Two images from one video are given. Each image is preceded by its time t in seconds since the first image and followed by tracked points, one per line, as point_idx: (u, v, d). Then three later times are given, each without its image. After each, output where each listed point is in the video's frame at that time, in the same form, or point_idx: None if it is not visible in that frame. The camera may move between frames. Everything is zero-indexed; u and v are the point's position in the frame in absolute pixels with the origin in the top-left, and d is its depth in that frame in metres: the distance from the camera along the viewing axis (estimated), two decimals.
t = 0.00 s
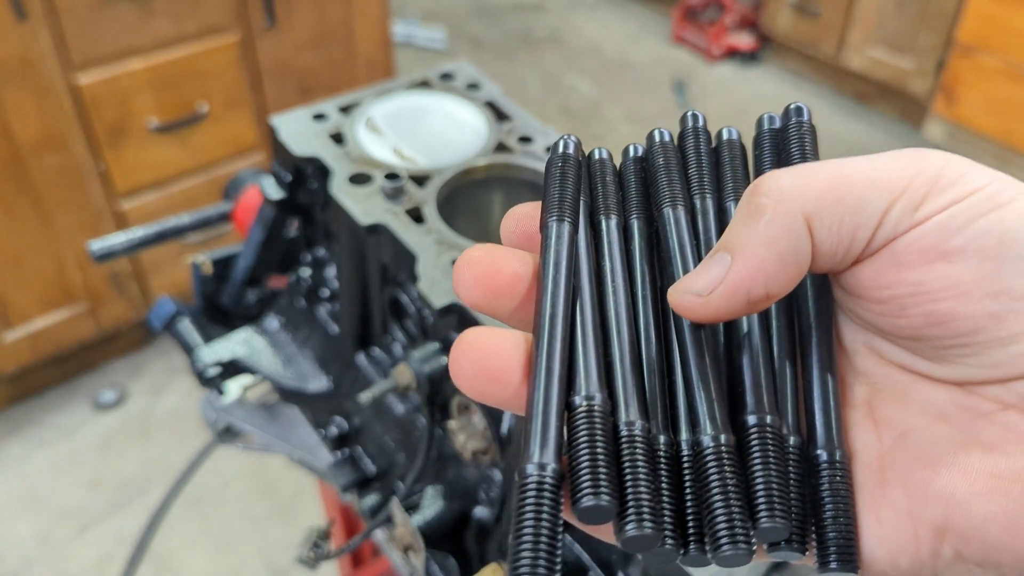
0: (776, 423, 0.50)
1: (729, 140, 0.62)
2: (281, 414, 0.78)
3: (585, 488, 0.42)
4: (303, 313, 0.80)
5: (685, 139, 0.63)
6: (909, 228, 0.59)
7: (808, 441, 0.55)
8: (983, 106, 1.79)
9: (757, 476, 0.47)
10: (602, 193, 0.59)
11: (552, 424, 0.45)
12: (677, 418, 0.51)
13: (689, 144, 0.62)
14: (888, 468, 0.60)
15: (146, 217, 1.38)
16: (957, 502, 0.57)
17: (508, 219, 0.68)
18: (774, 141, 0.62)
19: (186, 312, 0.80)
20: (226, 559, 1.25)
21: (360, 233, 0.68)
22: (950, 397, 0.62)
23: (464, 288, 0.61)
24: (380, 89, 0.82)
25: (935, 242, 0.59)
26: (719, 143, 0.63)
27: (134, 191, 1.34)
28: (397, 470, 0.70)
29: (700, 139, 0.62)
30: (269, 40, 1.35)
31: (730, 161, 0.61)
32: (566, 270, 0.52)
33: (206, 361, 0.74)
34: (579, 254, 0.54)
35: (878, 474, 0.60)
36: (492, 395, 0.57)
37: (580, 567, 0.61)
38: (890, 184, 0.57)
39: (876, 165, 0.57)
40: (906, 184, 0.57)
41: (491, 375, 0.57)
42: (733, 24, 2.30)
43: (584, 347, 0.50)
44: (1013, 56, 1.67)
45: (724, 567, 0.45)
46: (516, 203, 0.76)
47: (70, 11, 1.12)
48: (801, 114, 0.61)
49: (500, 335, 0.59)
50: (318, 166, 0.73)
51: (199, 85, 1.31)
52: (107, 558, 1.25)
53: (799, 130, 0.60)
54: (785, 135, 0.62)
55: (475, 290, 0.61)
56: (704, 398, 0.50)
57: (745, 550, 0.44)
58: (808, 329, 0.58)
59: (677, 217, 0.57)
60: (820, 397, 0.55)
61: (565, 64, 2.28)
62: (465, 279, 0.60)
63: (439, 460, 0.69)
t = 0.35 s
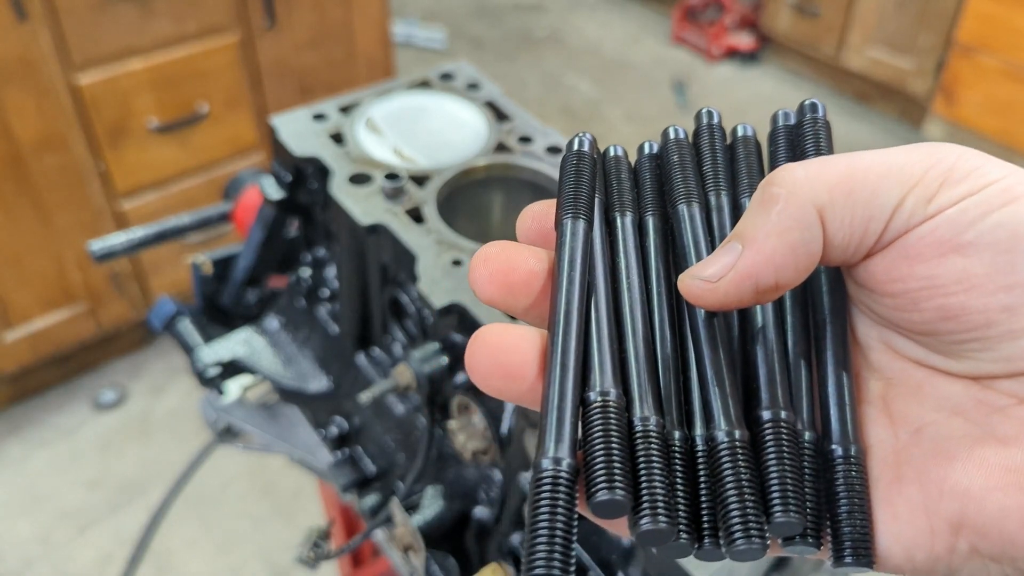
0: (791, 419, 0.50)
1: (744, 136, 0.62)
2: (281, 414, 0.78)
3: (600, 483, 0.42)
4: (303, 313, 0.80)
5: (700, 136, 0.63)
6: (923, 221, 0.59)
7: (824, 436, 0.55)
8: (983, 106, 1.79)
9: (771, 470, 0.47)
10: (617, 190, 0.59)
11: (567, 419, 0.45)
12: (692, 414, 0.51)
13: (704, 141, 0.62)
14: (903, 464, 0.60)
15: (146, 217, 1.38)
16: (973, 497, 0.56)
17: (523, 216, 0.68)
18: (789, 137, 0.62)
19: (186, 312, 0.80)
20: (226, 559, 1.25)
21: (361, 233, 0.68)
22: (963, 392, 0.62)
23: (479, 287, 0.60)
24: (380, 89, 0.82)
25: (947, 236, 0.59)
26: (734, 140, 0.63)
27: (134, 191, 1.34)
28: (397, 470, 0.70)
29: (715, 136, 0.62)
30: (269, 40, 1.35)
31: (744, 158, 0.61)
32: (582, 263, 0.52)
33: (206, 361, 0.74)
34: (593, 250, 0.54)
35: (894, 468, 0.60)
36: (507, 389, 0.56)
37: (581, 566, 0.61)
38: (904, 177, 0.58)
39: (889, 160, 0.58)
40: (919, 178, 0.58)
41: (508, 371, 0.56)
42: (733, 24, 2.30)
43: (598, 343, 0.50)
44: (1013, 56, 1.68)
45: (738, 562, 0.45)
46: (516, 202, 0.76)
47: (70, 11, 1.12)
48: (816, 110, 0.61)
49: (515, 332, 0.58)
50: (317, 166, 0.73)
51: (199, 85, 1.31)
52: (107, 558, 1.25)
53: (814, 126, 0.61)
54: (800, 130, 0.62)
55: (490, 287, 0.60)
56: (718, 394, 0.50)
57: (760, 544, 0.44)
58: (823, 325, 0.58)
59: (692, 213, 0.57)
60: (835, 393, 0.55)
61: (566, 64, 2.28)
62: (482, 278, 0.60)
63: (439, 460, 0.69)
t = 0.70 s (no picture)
0: (805, 424, 0.50)
1: (755, 135, 0.62)
2: (281, 414, 0.79)
3: (613, 489, 0.42)
4: (303, 313, 0.80)
5: (711, 134, 0.63)
6: (943, 220, 0.59)
7: (839, 441, 0.55)
8: (983, 107, 1.79)
9: (786, 476, 0.47)
10: (627, 189, 0.59)
11: (580, 425, 0.45)
12: (705, 417, 0.51)
13: (716, 139, 0.62)
14: (919, 469, 0.60)
15: (146, 217, 1.38)
16: (994, 504, 0.56)
17: (531, 215, 0.68)
18: (802, 136, 0.62)
19: (186, 312, 0.80)
20: (226, 559, 1.25)
21: (360, 233, 0.68)
22: (982, 397, 0.62)
23: (488, 287, 0.61)
24: (380, 89, 0.82)
25: (970, 236, 0.58)
26: (745, 138, 0.63)
27: (134, 191, 1.34)
28: (397, 470, 0.70)
29: (727, 135, 0.62)
30: (269, 40, 1.35)
31: (756, 157, 0.61)
32: (592, 265, 0.51)
33: (206, 361, 0.74)
34: (605, 249, 0.54)
35: (911, 474, 0.60)
36: (517, 392, 0.56)
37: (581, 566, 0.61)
38: (923, 174, 0.57)
39: (908, 157, 0.57)
40: (938, 175, 0.57)
41: (517, 373, 0.55)
42: (733, 24, 2.29)
43: (610, 344, 0.49)
44: (1013, 56, 1.67)
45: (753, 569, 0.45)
46: (516, 203, 0.76)
47: (70, 11, 1.12)
48: (830, 109, 0.61)
49: (523, 333, 0.58)
50: (317, 165, 0.73)
51: (198, 84, 1.31)
52: (107, 558, 1.25)
53: (827, 125, 0.60)
54: (813, 129, 0.62)
55: (499, 288, 0.61)
56: (732, 398, 0.50)
57: (775, 552, 0.43)
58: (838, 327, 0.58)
59: (703, 213, 0.57)
60: (850, 397, 0.55)
61: (565, 64, 2.28)
62: (490, 277, 0.61)
63: (439, 460, 0.69)
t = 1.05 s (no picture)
0: (811, 429, 0.50)
1: (759, 137, 0.62)
2: (281, 414, 0.79)
3: (618, 497, 0.42)
4: (303, 313, 0.80)
5: (714, 135, 0.63)
6: (950, 222, 0.59)
7: (845, 446, 0.55)
8: (983, 106, 1.79)
9: (792, 482, 0.47)
10: (630, 192, 0.59)
11: (584, 432, 0.45)
12: (710, 423, 0.51)
13: (719, 140, 0.62)
14: (927, 474, 0.60)
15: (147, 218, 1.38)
16: (1002, 510, 0.56)
17: (534, 218, 0.68)
18: (806, 138, 0.62)
19: (186, 312, 0.79)
20: (226, 558, 1.25)
21: (360, 233, 0.68)
22: (990, 400, 0.62)
23: (491, 292, 0.61)
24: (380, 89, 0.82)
25: (977, 238, 0.58)
26: (749, 139, 0.62)
27: (134, 191, 1.34)
28: (397, 470, 0.70)
29: (730, 136, 0.62)
30: (269, 40, 1.35)
31: (760, 159, 0.61)
32: (595, 271, 0.51)
33: (206, 361, 0.74)
34: (608, 253, 0.54)
35: (918, 479, 0.60)
36: (520, 399, 0.56)
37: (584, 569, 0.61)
38: (929, 176, 0.58)
39: (913, 158, 0.58)
40: (944, 176, 0.58)
41: (521, 380, 0.55)
42: (733, 24, 2.29)
43: (614, 350, 0.50)
44: (1013, 56, 1.67)
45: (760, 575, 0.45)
46: (516, 202, 0.76)
47: (70, 11, 1.12)
48: (834, 110, 0.61)
49: (527, 339, 0.58)
50: (317, 165, 0.73)
51: (198, 84, 1.31)
52: (107, 558, 1.25)
53: (831, 127, 0.60)
54: (817, 130, 0.62)
55: (502, 292, 0.61)
56: (737, 403, 0.50)
57: (782, 559, 0.43)
58: (843, 330, 0.58)
59: (707, 216, 0.57)
60: (856, 401, 0.55)
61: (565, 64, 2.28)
62: (494, 282, 0.61)
63: (439, 460, 0.69)
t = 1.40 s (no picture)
0: (814, 437, 0.50)
1: (760, 143, 0.62)
2: (281, 414, 0.78)
3: (622, 507, 0.42)
4: (303, 313, 0.80)
5: (715, 141, 0.62)
6: (954, 230, 0.58)
7: (847, 454, 0.55)
8: (983, 106, 1.79)
9: (795, 490, 0.47)
10: (630, 199, 0.59)
11: (585, 440, 0.45)
12: (712, 431, 0.51)
13: (720, 147, 0.62)
14: (930, 484, 0.61)
15: (147, 218, 1.38)
16: (1005, 522, 0.56)
17: (535, 223, 0.67)
18: (807, 145, 0.62)
19: (186, 312, 0.79)
20: (226, 558, 1.25)
21: (360, 233, 0.68)
22: (993, 409, 0.62)
23: (492, 298, 0.60)
24: (380, 89, 0.82)
25: (981, 246, 0.58)
26: (750, 146, 0.63)
27: (134, 191, 1.34)
28: (397, 470, 0.70)
29: (731, 142, 0.62)
30: (269, 40, 1.35)
31: (761, 165, 0.61)
32: (597, 277, 0.51)
33: (206, 361, 0.74)
34: (609, 261, 0.54)
35: (921, 489, 0.61)
36: (521, 406, 0.55)
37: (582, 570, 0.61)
38: (933, 183, 0.57)
39: (917, 165, 0.57)
40: (949, 183, 0.57)
41: (522, 387, 0.55)
42: (733, 24, 2.29)
43: (616, 358, 0.49)
44: (1013, 56, 1.67)
45: None
46: (516, 202, 0.76)
47: (69, 11, 1.12)
48: (835, 117, 0.61)
49: (528, 346, 0.57)
50: (318, 166, 0.73)
51: (198, 85, 1.31)
52: (107, 559, 1.25)
53: (832, 134, 0.60)
54: (818, 137, 0.62)
55: (503, 298, 0.60)
56: (740, 412, 0.50)
57: (786, 568, 0.43)
58: (845, 338, 0.58)
59: (708, 223, 0.56)
60: (859, 408, 0.55)
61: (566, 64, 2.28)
62: (495, 288, 0.60)
63: (439, 459, 0.69)
